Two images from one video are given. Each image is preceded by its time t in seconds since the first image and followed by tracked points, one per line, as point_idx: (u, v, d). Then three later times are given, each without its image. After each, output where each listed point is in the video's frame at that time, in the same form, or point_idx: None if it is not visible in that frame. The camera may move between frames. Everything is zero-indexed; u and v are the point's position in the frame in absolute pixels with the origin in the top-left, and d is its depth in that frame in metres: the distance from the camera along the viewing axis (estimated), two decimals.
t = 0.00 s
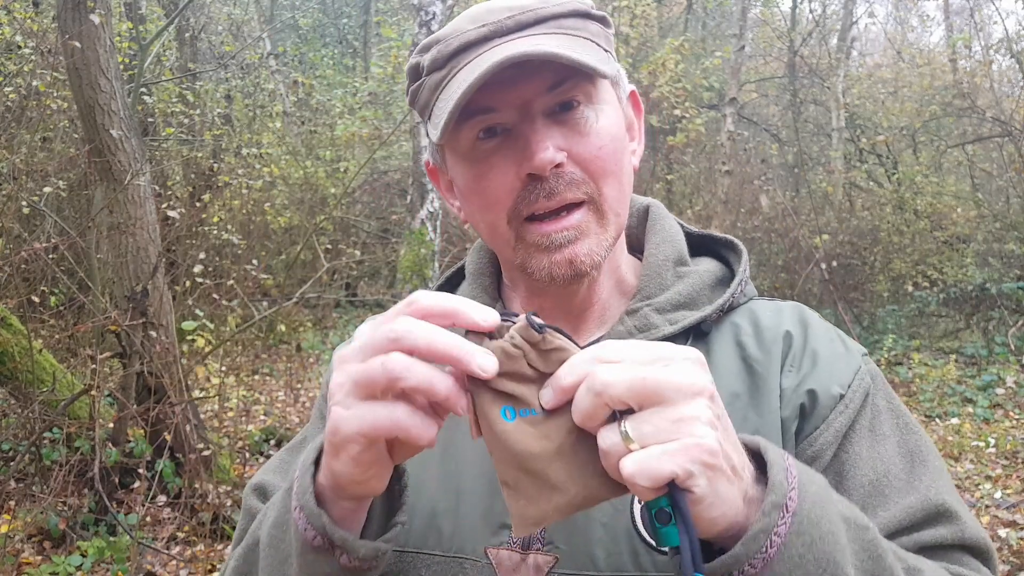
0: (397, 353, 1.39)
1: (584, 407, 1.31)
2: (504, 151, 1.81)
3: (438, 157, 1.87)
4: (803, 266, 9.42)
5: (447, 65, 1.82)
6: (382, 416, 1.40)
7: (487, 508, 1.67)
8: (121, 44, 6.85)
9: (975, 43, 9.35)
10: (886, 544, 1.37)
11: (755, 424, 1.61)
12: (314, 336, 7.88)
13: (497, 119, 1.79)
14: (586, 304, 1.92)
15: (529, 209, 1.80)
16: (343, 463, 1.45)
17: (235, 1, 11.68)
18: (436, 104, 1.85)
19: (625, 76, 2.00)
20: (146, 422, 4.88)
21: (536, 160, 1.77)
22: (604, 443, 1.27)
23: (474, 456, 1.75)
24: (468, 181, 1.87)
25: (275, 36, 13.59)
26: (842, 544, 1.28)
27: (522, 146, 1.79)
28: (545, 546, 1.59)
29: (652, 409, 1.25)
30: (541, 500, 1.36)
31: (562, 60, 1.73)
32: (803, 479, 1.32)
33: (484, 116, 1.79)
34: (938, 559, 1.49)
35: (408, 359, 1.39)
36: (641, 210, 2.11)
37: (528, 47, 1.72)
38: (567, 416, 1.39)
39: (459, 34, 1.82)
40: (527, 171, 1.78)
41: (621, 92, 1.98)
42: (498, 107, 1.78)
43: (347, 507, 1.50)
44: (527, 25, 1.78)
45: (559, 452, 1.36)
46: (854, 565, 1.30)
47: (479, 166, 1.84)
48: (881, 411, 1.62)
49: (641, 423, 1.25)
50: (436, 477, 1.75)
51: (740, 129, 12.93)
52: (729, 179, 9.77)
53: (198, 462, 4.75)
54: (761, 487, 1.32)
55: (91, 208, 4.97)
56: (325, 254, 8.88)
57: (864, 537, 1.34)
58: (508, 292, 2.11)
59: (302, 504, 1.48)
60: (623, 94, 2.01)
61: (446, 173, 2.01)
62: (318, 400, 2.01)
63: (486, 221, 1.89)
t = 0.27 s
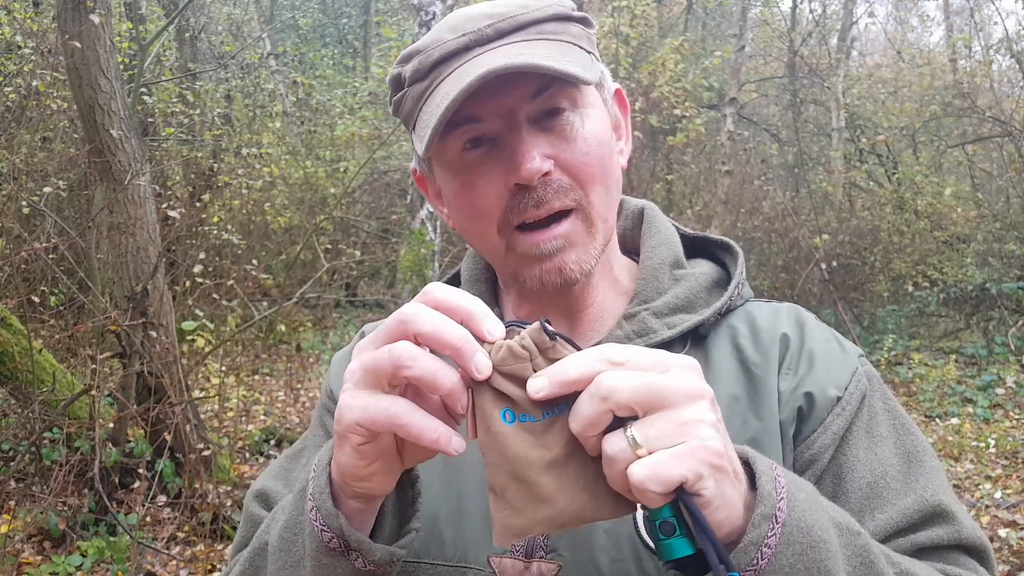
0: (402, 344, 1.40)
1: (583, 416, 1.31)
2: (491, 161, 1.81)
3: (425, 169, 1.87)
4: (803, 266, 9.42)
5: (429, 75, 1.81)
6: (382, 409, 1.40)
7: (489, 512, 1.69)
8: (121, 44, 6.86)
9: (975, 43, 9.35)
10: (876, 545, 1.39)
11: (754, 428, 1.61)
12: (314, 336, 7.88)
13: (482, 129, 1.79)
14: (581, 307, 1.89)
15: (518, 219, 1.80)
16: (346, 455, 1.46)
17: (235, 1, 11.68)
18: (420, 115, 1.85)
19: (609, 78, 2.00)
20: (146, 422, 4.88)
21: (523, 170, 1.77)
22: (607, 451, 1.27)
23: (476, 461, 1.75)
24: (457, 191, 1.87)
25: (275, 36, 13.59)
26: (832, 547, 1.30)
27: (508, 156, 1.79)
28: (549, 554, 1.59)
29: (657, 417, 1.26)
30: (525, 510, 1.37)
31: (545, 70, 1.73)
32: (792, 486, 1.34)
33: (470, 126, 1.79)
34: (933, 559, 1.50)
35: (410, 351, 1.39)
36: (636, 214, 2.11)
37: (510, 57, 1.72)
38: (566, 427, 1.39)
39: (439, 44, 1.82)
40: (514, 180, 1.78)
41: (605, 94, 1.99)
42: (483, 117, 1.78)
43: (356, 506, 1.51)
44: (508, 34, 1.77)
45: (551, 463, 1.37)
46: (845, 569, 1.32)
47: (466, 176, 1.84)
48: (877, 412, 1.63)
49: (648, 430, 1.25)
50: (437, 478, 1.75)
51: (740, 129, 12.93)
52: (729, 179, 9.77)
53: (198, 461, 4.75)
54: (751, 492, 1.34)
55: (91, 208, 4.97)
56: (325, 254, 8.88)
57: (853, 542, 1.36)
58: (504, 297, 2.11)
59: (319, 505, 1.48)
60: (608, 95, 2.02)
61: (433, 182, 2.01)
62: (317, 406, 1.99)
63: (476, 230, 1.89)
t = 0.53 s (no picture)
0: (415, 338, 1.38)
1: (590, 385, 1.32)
2: (487, 159, 1.81)
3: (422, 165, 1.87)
4: (803, 266, 9.43)
5: (429, 71, 1.81)
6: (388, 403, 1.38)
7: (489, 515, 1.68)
8: (121, 44, 6.86)
9: (975, 43, 9.35)
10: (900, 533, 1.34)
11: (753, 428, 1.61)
12: (314, 336, 7.89)
13: (480, 128, 1.79)
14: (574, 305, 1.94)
15: (512, 216, 1.80)
16: (346, 445, 1.45)
17: (235, 1, 11.68)
18: (419, 111, 1.85)
19: (610, 77, 2.00)
20: (146, 422, 4.88)
21: (520, 170, 1.77)
22: (623, 414, 1.25)
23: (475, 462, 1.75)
24: (453, 188, 1.87)
25: (275, 36, 13.58)
26: (858, 534, 1.26)
27: (505, 155, 1.79)
28: (549, 556, 1.58)
29: (662, 373, 1.29)
30: (517, 523, 1.37)
31: (544, 71, 1.73)
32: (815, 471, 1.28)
33: (467, 123, 1.79)
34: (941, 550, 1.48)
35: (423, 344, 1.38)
36: (632, 213, 2.11)
37: (510, 56, 1.72)
38: (567, 437, 1.39)
39: (439, 40, 1.81)
40: (511, 179, 1.78)
41: (606, 95, 1.99)
42: (481, 115, 1.77)
43: (351, 494, 1.51)
44: (509, 32, 1.77)
45: (553, 472, 1.37)
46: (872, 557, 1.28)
47: (463, 173, 1.84)
48: (875, 410, 1.63)
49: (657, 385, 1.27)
50: (435, 476, 1.75)
51: (741, 129, 12.93)
52: (729, 179, 9.77)
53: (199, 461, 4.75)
54: (775, 473, 1.31)
55: (91, 208, 4.97)
56: (325, 254, 8.89)
57: (880, 530, 1.31)
58: (501, 295, 2.12)
59: (313, 490, 1.48)
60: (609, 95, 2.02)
61: (430, 178, 2.01)
62: (312, 404, 1.99)
63: (472, 228, 1.89)
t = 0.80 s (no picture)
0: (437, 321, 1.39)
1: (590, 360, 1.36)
2: (487, 158, 1.81)
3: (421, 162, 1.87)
4: (803, 266, 9.44)
5: (430, 68, 1.81)
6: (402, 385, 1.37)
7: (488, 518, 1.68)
8: (121, 44, 6.86)
9: (975, 43, 9.35)
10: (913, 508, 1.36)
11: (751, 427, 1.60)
12: (314, 336, 7.89)
13: (481, 126, 1.79)
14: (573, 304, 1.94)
15: (512, 215, 1.81)
16: (354, 429, 1.44)
17: (235, 1, 11.68)
18: (419, 108, 1.85)
19: (612, 76, 2.00)
20: (146, 422, 4.87)
21: (520, 169, 1.77)
22: (625, 380, 1.28)
23: (473, 463, 1.75)
24: (452, 186, 1.88)
25: (275, 36, 13.57)
26: (870, 500, 1.28)
27: (506, 154, 1.79)
28: (548, 559, 1.58)
29: (657, 342, 1.33)
30: (516, 508, 1.38)
31: (547, 70, 1.73)
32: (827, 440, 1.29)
33: (468, 121, 1.79)
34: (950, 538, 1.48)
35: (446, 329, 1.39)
36: (629, 213, 2.11)
37: (513, 55, 1.72)
38: (574, 424, 1.40)
39: (441, 37, 1.81)
40: (511, 179, 1.79)
41: (609, 94, 1.99)
42: (482, 113, 1.77)
43: (351, 487, 1.49)
44: (511, 30, 1.77)
45: (554, 457, 1.37)
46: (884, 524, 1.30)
47: (462, 171, 1.84)
48: (876, 406, 1.62)
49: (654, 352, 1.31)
50: (433, 475, 1.75)
51: (741, 129, 12.92)
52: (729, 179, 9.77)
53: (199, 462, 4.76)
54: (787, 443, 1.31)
55: (91, 208, 4.97)
56: (325, 254, 8.89)
57: (891, 500, 1.33)
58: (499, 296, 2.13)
59: (315, 481, 1.47)
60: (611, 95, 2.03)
61: (429, 175, 2.01)
62: (308, 404, 2.00)
63: (470, 226, 1.89)
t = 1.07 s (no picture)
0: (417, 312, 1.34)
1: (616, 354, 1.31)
2: (485, 161, 1.80)
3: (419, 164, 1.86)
4: (803, 266, 9.46)
5: (428, 68, 1.81)
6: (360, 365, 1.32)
7: (485, 521, 1.66)
8: (121, 44, 6.86)
9: (975, 43, 9.36)
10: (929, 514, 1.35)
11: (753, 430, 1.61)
12: (314, 336, 7.88)
13: (479, 128, 1.78)
14: (573, 307, 1.93)
15: (510, 219, 1.81)
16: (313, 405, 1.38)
17: (235, 1, 11.68)
18: (417, 108, 1.84)
19: (610, 76, 2.00)
20: (146, 422, 4.87)
21: (519, 173, 1.77)
22: (657, 363, 1.25)
23: (470, 467, 1.74)
24: (450, 188, 1.87)
25: (275, 36, 13.57)
26: (890, 506, 1.26)
27: (503, 156, 1.79)
28: (545, 563, 1.59)
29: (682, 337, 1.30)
30: (571, 528, 1.27)
31: (546, 74, 1.72)
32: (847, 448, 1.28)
33: (466, 123, 1.78)
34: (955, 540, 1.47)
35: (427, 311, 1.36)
36: (627, 213, 2.11)
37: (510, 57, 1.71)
38: (601, 433, 1.30)
39: (439, 36, 1.80)
40: (509, 182, 1.78)
41: (607, 94, 1.99)
42: (480, 115, 1.76)
43: (295, 473, 1.41)
44: (510, 30, 1.76)
45: (589, 472, 1.29)
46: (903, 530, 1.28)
47: (459, 173, 1.84)
48: (879, 406, 1.62)
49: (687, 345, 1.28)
50: (429, 478, 1.75)
51: (742, 129, 12.91)
52: (729, 179, 9.77)
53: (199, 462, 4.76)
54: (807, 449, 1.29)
55: (91, 208, 4.97)
56: (325, 254, 8.89)
57: (908, 506, 1.32)
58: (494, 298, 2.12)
59: (261, 463, 1.39)
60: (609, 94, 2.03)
61: (427, 175, 2.01)
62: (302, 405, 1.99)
63: (466, 227, 1.89)
